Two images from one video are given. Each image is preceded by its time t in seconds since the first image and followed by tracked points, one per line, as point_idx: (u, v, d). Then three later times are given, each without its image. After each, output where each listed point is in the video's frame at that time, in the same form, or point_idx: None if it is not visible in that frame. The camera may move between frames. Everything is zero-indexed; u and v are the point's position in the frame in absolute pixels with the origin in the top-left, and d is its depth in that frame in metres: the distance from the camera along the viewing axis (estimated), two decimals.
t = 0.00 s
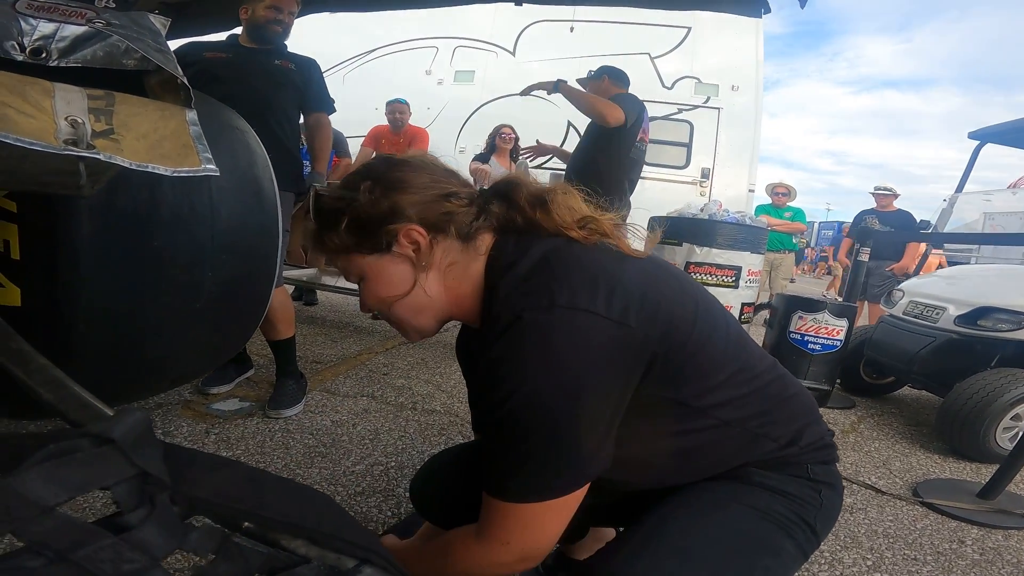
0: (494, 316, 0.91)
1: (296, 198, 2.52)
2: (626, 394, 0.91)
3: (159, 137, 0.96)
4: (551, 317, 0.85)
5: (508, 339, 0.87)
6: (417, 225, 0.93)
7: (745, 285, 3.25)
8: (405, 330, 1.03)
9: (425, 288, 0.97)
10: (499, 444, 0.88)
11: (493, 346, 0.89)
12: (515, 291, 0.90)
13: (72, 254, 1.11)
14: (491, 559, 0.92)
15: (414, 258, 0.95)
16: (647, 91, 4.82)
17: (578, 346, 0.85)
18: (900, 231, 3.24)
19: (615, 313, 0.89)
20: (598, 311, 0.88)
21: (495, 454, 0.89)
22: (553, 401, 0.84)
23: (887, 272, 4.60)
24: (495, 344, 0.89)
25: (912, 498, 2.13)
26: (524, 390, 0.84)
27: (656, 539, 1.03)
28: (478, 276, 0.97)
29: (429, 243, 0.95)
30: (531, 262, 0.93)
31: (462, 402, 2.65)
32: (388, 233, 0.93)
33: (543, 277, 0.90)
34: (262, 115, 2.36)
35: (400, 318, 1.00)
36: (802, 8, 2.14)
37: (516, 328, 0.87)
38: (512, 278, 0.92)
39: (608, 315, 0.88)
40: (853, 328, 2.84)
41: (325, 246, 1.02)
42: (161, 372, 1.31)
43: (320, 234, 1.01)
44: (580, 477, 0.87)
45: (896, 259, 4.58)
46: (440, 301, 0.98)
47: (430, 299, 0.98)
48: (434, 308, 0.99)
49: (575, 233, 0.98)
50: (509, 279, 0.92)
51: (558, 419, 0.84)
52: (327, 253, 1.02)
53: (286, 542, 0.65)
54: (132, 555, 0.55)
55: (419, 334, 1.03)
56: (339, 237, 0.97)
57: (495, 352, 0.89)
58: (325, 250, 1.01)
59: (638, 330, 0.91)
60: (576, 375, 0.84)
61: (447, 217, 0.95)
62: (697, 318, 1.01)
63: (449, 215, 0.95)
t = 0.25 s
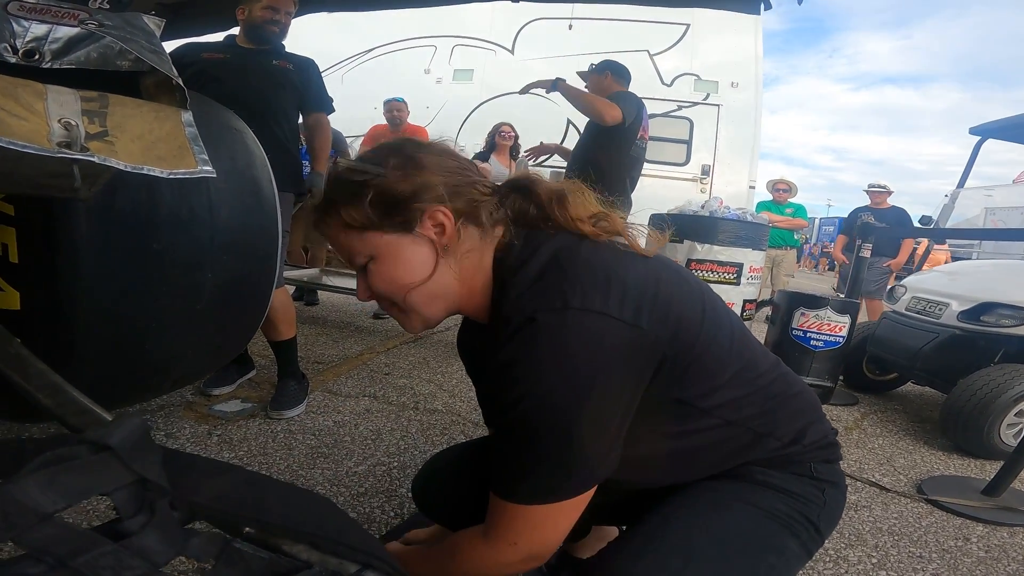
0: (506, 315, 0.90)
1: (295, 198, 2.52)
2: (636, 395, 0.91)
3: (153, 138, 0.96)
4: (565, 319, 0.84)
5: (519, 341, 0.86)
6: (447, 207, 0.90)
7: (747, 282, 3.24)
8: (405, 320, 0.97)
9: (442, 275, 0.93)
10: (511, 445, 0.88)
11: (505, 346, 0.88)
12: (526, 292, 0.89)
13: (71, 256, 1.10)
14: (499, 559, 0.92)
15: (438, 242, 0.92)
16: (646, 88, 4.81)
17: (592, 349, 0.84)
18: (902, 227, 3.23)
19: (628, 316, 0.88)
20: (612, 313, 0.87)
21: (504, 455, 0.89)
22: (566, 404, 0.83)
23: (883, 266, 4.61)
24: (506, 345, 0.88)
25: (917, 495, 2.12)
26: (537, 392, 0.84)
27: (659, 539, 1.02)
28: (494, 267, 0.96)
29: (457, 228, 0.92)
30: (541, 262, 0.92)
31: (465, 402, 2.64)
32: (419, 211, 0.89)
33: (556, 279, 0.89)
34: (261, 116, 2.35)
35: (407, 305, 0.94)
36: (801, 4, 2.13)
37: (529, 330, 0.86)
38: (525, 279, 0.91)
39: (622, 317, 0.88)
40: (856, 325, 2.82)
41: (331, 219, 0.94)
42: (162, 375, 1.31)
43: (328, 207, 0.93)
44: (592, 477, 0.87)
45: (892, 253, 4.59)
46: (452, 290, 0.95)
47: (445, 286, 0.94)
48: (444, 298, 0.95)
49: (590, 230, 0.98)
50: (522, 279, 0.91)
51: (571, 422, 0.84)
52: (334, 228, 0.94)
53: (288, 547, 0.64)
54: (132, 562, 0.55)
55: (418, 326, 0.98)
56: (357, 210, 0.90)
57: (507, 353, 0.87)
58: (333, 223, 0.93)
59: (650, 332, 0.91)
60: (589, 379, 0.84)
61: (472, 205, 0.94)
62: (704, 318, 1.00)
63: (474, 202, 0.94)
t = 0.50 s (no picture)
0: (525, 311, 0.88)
1: (294, 198, 2.51)
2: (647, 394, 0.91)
3: (151, 138, 0.95)
4: (586, 316, 0.84)
5: (535, 338, 0.86)
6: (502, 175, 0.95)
7: (747, 282, 3.23)
8: (457, 281, 0.88)
9: (500, 234, 0.92)
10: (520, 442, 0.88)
11: (519, 342, 0.88)
12: (542, 288, 0.88)
13: (69, 258, 1.08)
14: (502, 554, 0.93)
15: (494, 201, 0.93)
16: (646, 88, 4.81)
17: (612, 347, 0.84)
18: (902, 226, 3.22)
19: (645, 313, 0.88)
20: (631, 311, 0.87)
21: (514, 452, 0.90)
22: (584, 402, 0.84)
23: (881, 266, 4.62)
24: (523, 341, 0.87)
25: (918, 495, 2.12)
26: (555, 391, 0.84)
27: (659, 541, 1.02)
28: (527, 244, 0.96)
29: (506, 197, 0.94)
30: (556, 259, 0.91)
31: (464, 402, 2.64)
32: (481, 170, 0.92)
33: (575, 276, 0.88)
34: (259, 116, 2.34)
35: (470, 257, 0.87)
36: (800, 4, 2.12)
37: (545, 326, 0.85)
38: (540, 274, 0.90)
39: (640, 315, 0.88)
40: (856, 324, 2.82)
41: (383, 163, 0.87)
42: (161, 376, 1.30)
43: (382, 152, 0.88)
44: (599, 474, 0.89)
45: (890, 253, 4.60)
46: (501, 258, 0.92)
47: (499, 250, 0.91)
48: (498, 259, 0.91)
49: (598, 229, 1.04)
50: (536, 274, 0.90)
51: (585, 419, 0.84)
52: (386, 171, 0.86)
53: (287, 551, 0.64)
54: (130, 566, 0.54)
55: (467, 291, 0.89)
56: (427, 151, 0.88)
57: (523, 348, 0.87)
58: (392, 163, 0.86)
59: (663, 331, 0.91)
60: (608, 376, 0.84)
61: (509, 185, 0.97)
62: (709, 314, 1.00)
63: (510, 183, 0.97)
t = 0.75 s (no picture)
0: (572, 313, 0.87)
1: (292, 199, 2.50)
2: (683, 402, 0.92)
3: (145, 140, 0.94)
4: (652, 326, 0.84)
5: (585, 346, 0.85)
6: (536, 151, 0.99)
7: (746, 283, 3.22)
8: (519, 263, 0.89)
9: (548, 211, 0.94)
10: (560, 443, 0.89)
11: (563, 348, 0.87)
12: (592, 296, 0.87)
13: (65, 260, 1.07)
14: (506, 547, 0.97)
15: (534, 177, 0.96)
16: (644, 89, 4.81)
17: (667, 355, 0.85)
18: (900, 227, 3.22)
19: (688, 323, 0.89)
20: (684, 321, 0.89)
21: (551, 454, 0.90)
22: (626, 410, 0.85)
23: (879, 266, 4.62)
24: (571, 348, 0.86)
25: (917, 496, 2.12)
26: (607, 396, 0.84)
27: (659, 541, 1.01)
28: (560, 227, 0.98)
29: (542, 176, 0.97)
30: (598, 266, 0.90)
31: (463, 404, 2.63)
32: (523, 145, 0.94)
33: (625, 284, 0.88)
34: (256, 117, 2.34)
35: (533, 235, 0.88)
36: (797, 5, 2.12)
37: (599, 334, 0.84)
38: (587, 278, 0.90)
39: (689, 324, 0.90)
40: (855, 325, 2.82)
41: (437, 137, 0.85)
42: (158, 378, 1.30)
43: (434, 125, 0.86)
44: (625, 476, 0.91)
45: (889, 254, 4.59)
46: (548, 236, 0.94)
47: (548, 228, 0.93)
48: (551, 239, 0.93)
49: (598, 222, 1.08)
50: (578, 279, 0.90)
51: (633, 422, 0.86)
52: (443, 147, 0.84)
53: (284, 557, 0.64)
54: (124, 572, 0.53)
55: (526, 273, 0.90)
56: (477, 126, 0.88)
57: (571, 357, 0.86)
58: (446, 136, 0.85)
59: (703, 337, 0.93)
60: (662, 383, 0.86)
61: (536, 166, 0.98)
62: (725, 315, 1.02)
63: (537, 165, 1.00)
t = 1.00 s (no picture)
0: (591, 326, 0.87)
1: (289, 200, 2.50)
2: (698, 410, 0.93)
3: (142, 141, 0.94)
4: (672, 335, 0.85)
5: (606, 358, 0.85)
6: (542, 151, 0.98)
7: (744, 284, 3.23)
8: (526, 277, 0.87)
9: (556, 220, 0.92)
10: (582, 463, 0.89)
11: (582, 361, 0.87)
12: (613, 308, 0.87)
13: (62, 263, 1.07)
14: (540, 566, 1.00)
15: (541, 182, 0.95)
16: (643, 90, 4.85)
17: (688, 364, 0.86)
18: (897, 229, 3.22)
19: (702, 331, 0.90)
20: (698, 328, 0.90)
21: (574, 469, 0.90)
22: (652, 421, 0.85)
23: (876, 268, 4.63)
24: (592, 364, 0.86)
25: (914, 497, 2.12)
26: (631, 410, 0.84)
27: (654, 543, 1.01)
28: (567, 234, 0.99)
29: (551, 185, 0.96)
30: (614, 278, 0.91)
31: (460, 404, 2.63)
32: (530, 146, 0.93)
33: (641, 295, 0.88)
34: (254, 118, 2.33)
35: (541, 247, 0.86)
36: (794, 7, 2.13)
37: (621, 347, 0.84)
38: (603, 290, 0.90)
39: (702, 330, 0.91)
40: (852, 326, 2.82)
41: (442, 143, 0.83)
42: (157, 379, 1.29)
43: (439, 130, 0.84)
44: (650, 488, 0.91)
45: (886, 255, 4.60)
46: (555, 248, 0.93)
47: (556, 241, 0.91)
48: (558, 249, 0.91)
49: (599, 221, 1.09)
50: (597, 291, 0.90)
51: (657, 437, 0.86)
52: (448, 153, 0.82)
53: (279, 559, 0.65)
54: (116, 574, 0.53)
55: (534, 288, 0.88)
56: (483, 130, 0.86)
57: (592, 375, 0.86)
58: (451, 141, 0.83)
59: (713, 342, 0.95)
60: (685, 392, 0.86)
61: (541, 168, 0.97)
62: (725, 317, 1.04)
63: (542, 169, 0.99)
